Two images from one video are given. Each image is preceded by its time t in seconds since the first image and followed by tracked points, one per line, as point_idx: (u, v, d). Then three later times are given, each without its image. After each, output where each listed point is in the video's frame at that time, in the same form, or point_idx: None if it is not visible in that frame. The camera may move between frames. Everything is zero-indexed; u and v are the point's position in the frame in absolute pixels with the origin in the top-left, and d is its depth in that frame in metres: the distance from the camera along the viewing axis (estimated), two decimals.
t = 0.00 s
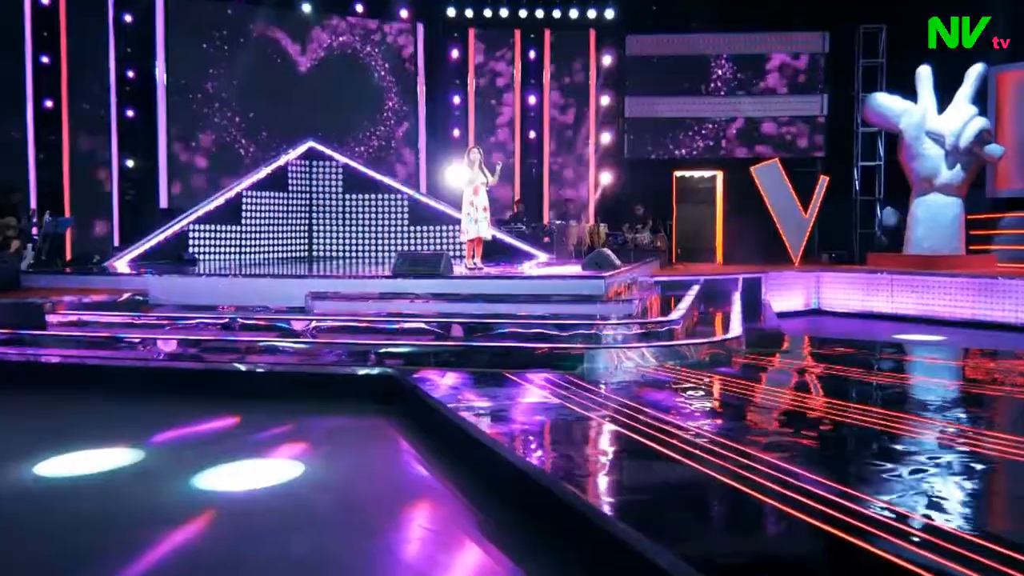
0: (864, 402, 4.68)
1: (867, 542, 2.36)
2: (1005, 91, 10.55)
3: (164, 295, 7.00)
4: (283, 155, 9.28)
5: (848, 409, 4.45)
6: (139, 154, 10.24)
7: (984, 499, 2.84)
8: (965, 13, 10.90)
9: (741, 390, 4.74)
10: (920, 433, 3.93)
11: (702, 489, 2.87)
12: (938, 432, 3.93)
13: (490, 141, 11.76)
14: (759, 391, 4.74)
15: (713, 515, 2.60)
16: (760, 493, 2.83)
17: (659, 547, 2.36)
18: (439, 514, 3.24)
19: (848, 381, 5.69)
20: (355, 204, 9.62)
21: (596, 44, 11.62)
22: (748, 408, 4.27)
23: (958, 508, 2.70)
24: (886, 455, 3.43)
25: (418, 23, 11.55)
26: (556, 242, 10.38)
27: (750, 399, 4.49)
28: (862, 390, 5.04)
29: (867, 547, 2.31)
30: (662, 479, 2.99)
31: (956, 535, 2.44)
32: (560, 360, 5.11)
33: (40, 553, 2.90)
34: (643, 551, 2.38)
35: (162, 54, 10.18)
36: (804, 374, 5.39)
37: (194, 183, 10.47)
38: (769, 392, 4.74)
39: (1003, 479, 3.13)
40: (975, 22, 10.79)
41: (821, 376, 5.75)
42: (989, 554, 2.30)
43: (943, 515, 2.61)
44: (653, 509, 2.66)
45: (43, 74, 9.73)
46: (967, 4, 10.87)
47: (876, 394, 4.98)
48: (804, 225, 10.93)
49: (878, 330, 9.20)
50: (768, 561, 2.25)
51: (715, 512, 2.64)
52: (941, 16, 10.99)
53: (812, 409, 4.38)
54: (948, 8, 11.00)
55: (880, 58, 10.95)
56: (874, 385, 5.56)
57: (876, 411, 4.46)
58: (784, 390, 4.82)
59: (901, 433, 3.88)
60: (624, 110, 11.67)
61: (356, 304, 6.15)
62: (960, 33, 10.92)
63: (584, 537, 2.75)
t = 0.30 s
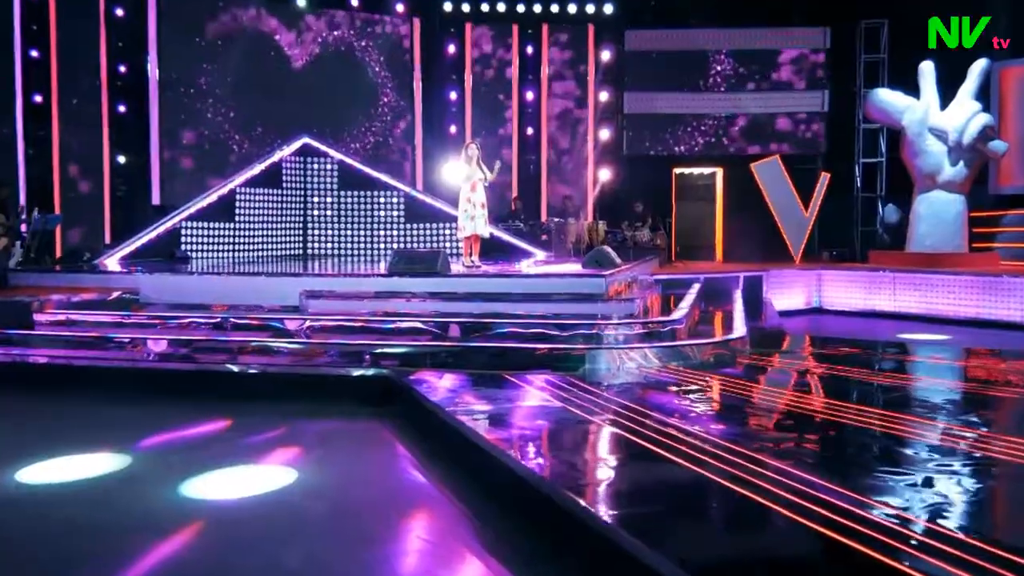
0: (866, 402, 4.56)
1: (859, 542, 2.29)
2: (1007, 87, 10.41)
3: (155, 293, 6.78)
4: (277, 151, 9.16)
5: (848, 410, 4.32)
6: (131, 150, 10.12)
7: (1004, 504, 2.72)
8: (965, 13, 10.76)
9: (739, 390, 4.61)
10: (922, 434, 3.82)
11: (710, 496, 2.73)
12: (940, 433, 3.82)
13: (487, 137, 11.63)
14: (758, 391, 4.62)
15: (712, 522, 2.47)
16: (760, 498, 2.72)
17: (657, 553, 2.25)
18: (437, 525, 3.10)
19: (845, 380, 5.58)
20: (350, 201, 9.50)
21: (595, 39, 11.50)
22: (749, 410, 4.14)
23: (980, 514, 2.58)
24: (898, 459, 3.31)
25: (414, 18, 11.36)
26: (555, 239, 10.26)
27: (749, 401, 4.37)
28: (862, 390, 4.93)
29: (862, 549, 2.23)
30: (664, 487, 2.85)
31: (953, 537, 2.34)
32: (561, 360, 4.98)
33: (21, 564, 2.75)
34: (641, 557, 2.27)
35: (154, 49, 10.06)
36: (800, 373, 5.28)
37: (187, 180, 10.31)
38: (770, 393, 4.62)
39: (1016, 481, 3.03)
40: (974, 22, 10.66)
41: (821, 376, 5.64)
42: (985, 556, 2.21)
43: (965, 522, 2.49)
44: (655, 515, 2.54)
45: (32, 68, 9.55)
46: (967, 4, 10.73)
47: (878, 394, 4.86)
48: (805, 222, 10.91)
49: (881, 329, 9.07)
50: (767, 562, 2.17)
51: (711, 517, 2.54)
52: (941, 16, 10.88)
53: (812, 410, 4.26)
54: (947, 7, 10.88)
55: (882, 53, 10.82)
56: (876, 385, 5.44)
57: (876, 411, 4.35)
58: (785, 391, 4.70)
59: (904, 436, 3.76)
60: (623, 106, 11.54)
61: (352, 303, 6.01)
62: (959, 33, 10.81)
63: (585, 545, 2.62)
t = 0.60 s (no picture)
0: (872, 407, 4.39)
1: (848, 547, 2.22)
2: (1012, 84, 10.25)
3: (142, 294, 6.51)
4: (271, 149, 9.04)
5: (849, 415, 4.14)
6: (121, 147, 9.90)
7: None
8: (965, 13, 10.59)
9: (741, 395, 4.45)
10: (925, 439, 3.66)
11: (715, 508, 2.59)
12: (942, 439, 3.66)
13: (483, 135, 11.46)
14: (760, 396, 4.46)
15: (712, 527, 2.39)
16: (751, 502, 2.64)
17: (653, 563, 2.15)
18: (434, 543, 2.92)
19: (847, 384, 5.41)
20: (345, 199, 9.36)
21: (593, 35, 11.37)
22: (753, 416, 3.98)
23: (1012, 527, 2.42)
24: (915, 466, 3.15)
25: (409, 14, 11.20)
26: (553, 239, 10.09)
27: (752, 405, 4.21)
28: (868, 394, 4.76)
29: (851, 555, 2.17)
30: (663, 496, 2.71)
31: (949, 544, 2.25)
32: (561, 364, 4.83)
33: None
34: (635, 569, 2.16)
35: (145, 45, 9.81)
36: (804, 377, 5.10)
37: (178, 178, 10.13)
38: (773, 397, 4.45)
39: None
40: (974, 22, 10.46)
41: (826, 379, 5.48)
42: (981, 563, 2.12)
43: (993, 536, 2.35)
44: (656, 527, 2.42)
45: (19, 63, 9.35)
46: (967, 3, 10.56)
47: (886, 398, 4.68)
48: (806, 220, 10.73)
49: (886, 330, 8.91)
50: (767, 561, 2.14)
51: (711, 519, 2.47)
52: (941, 16, 10.69)
53: (815, 415, 4.10)
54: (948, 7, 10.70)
55: (884, 50, 10.65)
56: (883, 389, 5.26)
57: (881, 416, 4.18)
58: (791, 395, 4.54)
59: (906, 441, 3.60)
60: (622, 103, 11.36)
61: (346, 305, 5.83)
62: (960, 33, 10.60)
63: (587, 564, 2.46)
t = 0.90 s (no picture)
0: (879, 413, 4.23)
1: (843, 554, 2.19)
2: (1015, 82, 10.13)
3: (131, 296, 6.36)
4: (264, 147, 8.87)
5: (851, 420, 4.02)
6: (111, 146, 9.72)
7: None
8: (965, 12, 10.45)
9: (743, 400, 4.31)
10: (926, 445, 3.53)
11: (717, 518, 2.50)
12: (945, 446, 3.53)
13: (480, 133, 11.29)
14: (762, 401, 4.31)
15: (712, 535, 2.35)
16: (744, 506, 2.61)
17: None
18: (431, 561, 2.78)
19: (851, 388, 5.27)
20: (339, 198, 9.21)
21: (591, 32, 11.23)
22: (759, 422, 3.84)
23: None
24: (932, 473, 3.02)
25: (404, 12, 10.98)
26: (551, 238, 9.97)
27: (757, 412, 4.06)
28: (873, 398, 4.61)
29: (844, 561, 2.15)
30: (659, 504, 2.64)
31: (950, 554, 2.20)
32: (561, 369, 4.68)
33: None
34: None
35: (136, 43, 9.67)
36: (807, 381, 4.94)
37: (170, 177, 9.96)
38: (777, 402, 4.30)
39: None
40: (974, 22, 10.33)
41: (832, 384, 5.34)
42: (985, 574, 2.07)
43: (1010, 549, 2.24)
44: (654, 540, 2.33)
45: (7, 60, 9.19)
46: (967, 3, 10.42)
47: (893, 403, 4.53)
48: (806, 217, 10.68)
49: (888, 331, 8.78)
50: (764, 564, 2.15)
51: (711, 526, 2.43)
52: (941, 15, 10.54)
53: (816, 420, 3.96)
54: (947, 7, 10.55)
55: (886, 48, 10.52)
56: (888, 393, 5.11)
57: (885, 422, 4.04)
58: (797, 401, 4.38)
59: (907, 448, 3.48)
60: (620, 101, 11.23)
61: (340, 307, 5.68)
62: (960, 33, 10.47)
63: None
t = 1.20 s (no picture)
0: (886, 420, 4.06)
1: (839, 564, 2.09)
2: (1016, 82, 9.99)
3: (117, 299, 6.11)
4: (254, 147, 8.70)
5: (851, 426, 3.88)
6: (96, 145, 9.61)
7: None
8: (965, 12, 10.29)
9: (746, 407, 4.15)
10: (924, 453, 3.39)
11: (715, 527, 2.38)
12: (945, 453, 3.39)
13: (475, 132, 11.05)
14: (767, 408, 4.16)
15: (704, 546, 2.24)
16: (742, 514, 2.50)
17: None
18: None
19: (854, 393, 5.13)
20: (330, 198, 9.01)
21: (587, 31, 11.04)
22: (768, 431, 3.68)
23: None
24: (932, 481, 2.92)
25: (399, 10, 10.66)
26: (546, 241, 9.77)
27: (765, 421, 3.89)
28: (877, 405, 4.46)
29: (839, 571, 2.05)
30: (658, 515, 2.52)
31: (953, 565, 2.08)
32: (562, 375, 4.51)
33: None
34: None
35: (122, 40, 9.55)
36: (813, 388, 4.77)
37: (157, 177, 9.75)
38: (779, 410, 4.14)
39: None
40: (974, 22, 10.17)
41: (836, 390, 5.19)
42: None
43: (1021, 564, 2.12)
44: (646, 551, 2.22)
45: None
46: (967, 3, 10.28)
47: (901, 409, 4.36)
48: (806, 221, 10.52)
49: (890, 335, 8.64)
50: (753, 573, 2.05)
51: (705, 535, 2.32)
52: (941, 16, 10.38)
53: (811, 426, 3.82)
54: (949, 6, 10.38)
55: (885, 47, 10.39)
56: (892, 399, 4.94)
57: (884, 428, 3.89)
58: (806, 408, 4.20)
59: (907, 456, 3.33)
60: (617, 100, 11.09)
61: (332, 311, 5.50)
62: (959, 33, 10.30)
63: None
